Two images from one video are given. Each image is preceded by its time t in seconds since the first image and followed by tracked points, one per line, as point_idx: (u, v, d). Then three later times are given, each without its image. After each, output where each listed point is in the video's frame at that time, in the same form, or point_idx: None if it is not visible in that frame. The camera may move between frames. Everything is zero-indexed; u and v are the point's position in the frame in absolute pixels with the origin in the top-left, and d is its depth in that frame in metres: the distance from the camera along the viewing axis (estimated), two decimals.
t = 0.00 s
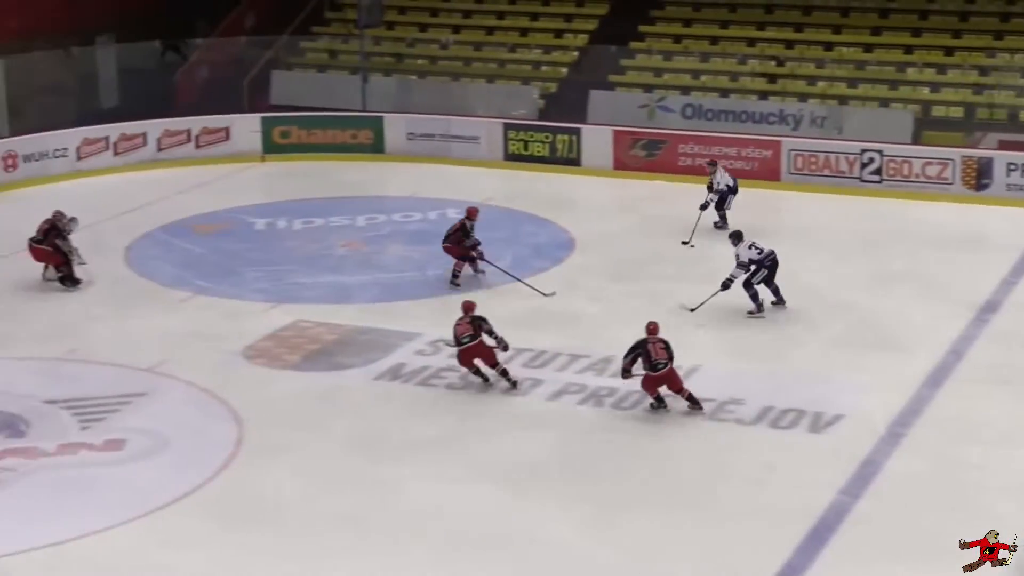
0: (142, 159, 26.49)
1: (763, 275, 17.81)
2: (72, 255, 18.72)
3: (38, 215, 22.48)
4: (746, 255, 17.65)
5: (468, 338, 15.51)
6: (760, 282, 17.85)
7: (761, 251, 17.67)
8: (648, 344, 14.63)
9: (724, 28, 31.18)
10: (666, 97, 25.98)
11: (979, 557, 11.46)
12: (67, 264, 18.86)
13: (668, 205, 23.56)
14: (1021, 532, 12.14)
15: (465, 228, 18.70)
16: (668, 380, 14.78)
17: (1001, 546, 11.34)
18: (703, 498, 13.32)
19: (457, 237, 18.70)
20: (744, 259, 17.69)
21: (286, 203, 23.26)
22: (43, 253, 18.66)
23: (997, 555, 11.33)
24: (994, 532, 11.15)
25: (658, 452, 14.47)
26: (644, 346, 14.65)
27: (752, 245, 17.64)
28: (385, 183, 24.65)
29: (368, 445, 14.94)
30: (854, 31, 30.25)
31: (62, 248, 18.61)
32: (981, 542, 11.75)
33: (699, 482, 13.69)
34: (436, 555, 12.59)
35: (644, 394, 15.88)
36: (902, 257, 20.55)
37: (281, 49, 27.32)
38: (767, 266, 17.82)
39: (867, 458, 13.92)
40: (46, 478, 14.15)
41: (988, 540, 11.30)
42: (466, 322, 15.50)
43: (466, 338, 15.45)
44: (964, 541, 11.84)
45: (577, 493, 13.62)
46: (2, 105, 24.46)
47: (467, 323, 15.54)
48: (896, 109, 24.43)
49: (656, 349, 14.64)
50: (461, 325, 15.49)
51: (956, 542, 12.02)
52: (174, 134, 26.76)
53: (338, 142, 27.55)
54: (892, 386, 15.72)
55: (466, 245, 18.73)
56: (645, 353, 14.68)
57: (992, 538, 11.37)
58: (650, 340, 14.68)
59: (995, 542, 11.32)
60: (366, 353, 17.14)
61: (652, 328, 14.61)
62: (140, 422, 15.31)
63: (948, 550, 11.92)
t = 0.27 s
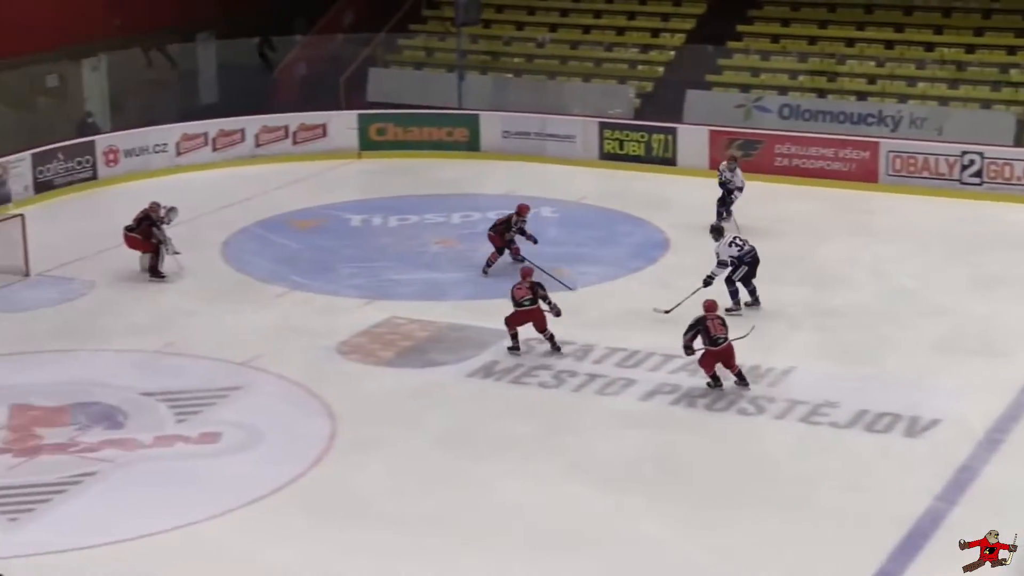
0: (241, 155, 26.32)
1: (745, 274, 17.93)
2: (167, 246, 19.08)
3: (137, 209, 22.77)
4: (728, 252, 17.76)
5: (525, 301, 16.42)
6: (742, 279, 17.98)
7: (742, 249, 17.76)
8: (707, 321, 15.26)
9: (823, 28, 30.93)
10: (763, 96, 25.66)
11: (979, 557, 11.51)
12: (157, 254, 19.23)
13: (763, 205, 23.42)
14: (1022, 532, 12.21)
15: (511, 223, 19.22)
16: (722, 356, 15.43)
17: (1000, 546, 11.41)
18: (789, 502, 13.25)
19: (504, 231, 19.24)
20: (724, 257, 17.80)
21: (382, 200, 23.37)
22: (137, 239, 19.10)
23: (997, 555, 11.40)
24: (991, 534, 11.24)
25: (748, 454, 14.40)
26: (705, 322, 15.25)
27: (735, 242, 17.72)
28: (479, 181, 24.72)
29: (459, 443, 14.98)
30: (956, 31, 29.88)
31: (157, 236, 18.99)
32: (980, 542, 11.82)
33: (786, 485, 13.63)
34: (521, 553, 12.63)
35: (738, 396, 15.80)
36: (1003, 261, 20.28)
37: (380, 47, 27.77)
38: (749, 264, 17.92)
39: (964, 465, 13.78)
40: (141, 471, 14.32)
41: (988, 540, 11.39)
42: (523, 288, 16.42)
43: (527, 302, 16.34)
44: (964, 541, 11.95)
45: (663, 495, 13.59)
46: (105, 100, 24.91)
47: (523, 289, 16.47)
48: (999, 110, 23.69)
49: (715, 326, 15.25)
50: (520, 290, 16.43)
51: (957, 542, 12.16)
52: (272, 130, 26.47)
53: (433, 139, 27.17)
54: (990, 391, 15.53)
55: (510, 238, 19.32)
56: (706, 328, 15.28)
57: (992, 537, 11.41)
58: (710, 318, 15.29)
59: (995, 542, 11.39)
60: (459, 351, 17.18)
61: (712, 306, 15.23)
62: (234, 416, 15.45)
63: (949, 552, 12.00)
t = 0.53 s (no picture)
0: (305, 154, 26.28)
1: (729, 274, 17.75)
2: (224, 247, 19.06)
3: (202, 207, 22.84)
4: (715, 251, 17.55)
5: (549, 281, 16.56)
6: (726, 280, 17.81)
7: (729, 250, 17.56)
8: (740, 309, 15.41)
9: (893, 29, 30.63)
10: (832, 97, 25.46)
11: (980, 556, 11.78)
12: (212, 252, 19.23)
13: (830, 207, 23.22)
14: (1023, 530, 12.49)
15: (534, 227, 19.24)
16: (749, 346, 15.56)
17: (1000, 546, 11.69)
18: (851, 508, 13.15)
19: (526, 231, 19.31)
20: (710, 255, 17.61)
21: (446, 200, 23.32)
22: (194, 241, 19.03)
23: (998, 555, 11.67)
24: (991, 536, 11.55)
25: (812, 458, 14.27)
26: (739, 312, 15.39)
27: (722, 242, 17.51)
28: (544, 181, 24.64)
29: (522, 444, 14.92)
30: None
31: (216, 239, 18.92)
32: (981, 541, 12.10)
33: (848, 490, 13.52)
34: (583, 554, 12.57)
35: (804, 399, 15.66)
36: None
37: (444, 46, 27.85)
38: (733, 264, 17.72)
39: None
40: (205, 468, 14.32)
41: (988, 541, 11.67)
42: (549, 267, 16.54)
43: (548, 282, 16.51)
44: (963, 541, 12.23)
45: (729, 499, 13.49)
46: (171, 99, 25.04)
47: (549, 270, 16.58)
48: None
49: (748, 315, 15.41)
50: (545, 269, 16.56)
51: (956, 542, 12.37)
52: (337, 129, 26.39)
53: (498, 139, 26.98)
54: None
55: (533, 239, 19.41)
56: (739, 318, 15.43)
57: (991, 537, 11.70)
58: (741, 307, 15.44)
59: (995, 542, 11.66)
60: (522, 351, 17.11)
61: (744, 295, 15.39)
62: (297, 415, 15.43)
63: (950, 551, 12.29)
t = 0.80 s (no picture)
0: (372, 151, 26.18)
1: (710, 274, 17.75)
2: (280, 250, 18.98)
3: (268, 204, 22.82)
4: (696, 249, 17.54)
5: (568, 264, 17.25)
6: (706, 279, 17.80)
7: (711, 249, 17.55)
8: (762, 303, 15.61)
9: (969, 27, 30.23)
10: (905, 97, 24.97)
11: (982, 556, 11.67)
12: (268, 252, 19.17)
13: (901, 207, 22.91)
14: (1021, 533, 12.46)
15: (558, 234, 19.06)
16: (770, 340, 15.76)
17: (1001, 546, 11.55)
18: (916, 514, 12.96)
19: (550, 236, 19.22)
20: (692, 252, 17.60)
21: (513, 198, 23.18)
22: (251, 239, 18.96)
23: (997, 555, 11.56)
24: (992, 534, 11.40)
25: (879, 463, 14.07)
26: (761, 304, 15.61)
27: (704, 241, 17.49)
28: (611, 179, 24.46)
29: (586, 444, 14.78)
30: None
31: (274, 240, 18.87)
32: (980, 543, 12.03)
33: (913, 496, 13.33)
34: (646, 558, 12.43)
35: (873, 403, 15.43)
36: None
37: (513, 43, 27.41)
38: (714, 264, 17.71)
39: None
40: (268, 466, 14.26)
41: (989, 540, 11.52)
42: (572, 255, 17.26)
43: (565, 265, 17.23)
44: (963, 541, 12.25)
45: (796, 503, 13.31)
46: (237, 95, 24.81)
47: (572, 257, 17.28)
48: None
49: (771, 308, 15.63)
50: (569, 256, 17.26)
51: (956, 542, 12.46)
52: (403, 126, 26.32)
53: (565, 138, 26.84)
54: None
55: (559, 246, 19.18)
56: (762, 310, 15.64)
57: (992, 537, 11.55)
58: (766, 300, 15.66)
59: (995, 542, 11.52)
60: (588, 351, 16.97)
61: (766, 288, 15.60)
62: (361, 413, 15.35)
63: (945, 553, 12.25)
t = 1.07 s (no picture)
0: (434, 147, 26.10)
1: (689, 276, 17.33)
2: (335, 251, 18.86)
3: (331, 201, 22.77)
4: (675, 252, 17.10)
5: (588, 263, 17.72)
6: (686, 281, 17.38)
7: (690, 251, 17.12)
8: (764, 293, 15.55)
9: None
10: (977, 96, 24.35)
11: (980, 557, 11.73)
12: (321, 249, 19.07)
13: (971, 208, 22.58)
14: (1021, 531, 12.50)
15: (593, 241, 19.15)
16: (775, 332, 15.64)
17: (1000, 546, 11.63)
18: (979, 522, 12.76)
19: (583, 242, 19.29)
20: (670, 254, 17.15)
21: (577, 197, 23.01)
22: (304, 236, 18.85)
23: (997, 555, 11.63)
24: (992, 533, 11.48)
25: (944, 468, 13.85)
26: (766, 294, 15.55)
27: (683, 244, 17.07)
28: (675, 178, 24.26)
29: (648, 446, 14.62)
30: None
31: (328, 238, 18.75)
32: (981, 542, 12.08)
33: (976, 503, 13.13)
34: (707, 563, 12.28)
35: (941, 407, 15.20)
36: None
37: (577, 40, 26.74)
38: (694, 266, 17.28)
39: None
40: (327, 465, 14.18)
41: (988, 539, 11.59)
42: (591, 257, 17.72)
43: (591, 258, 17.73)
44: (964, 541, 12.25)
45: (860, 509, 13.12)
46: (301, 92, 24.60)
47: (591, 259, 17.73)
48: None
49: (774, 299, 15.54)
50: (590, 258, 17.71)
51: (957, 542, 12.43)
52: (466, 123, 26.24)
53: (630, 135, 26.41)
54: None
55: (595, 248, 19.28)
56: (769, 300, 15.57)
57: (991, 537, 11.62)
58: (774, 289, 15.57)
59: (995, 542, 11.60)
60: (651, 351, 16.81)
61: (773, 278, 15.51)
62: (422, 412, 15.24)
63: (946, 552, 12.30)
